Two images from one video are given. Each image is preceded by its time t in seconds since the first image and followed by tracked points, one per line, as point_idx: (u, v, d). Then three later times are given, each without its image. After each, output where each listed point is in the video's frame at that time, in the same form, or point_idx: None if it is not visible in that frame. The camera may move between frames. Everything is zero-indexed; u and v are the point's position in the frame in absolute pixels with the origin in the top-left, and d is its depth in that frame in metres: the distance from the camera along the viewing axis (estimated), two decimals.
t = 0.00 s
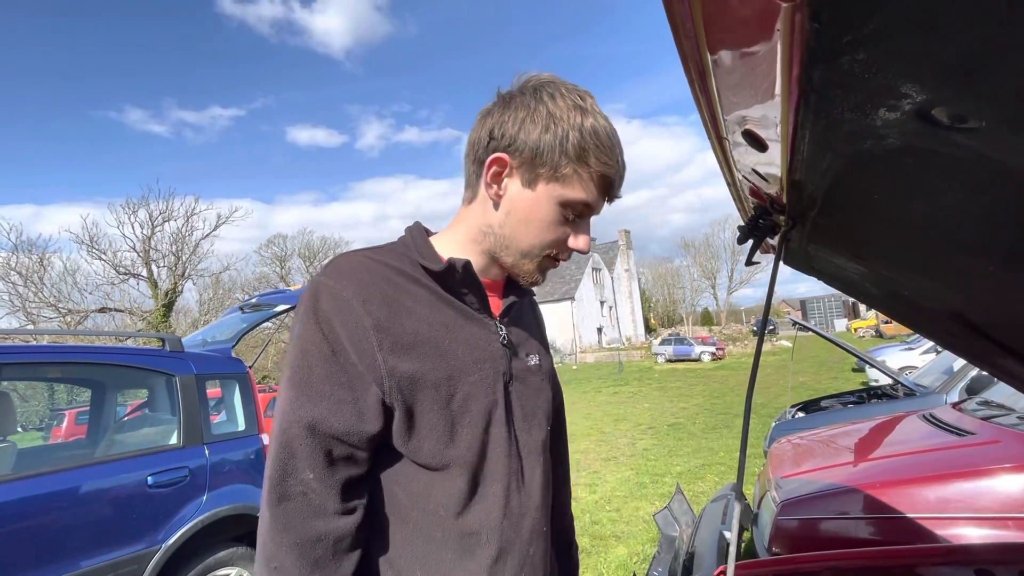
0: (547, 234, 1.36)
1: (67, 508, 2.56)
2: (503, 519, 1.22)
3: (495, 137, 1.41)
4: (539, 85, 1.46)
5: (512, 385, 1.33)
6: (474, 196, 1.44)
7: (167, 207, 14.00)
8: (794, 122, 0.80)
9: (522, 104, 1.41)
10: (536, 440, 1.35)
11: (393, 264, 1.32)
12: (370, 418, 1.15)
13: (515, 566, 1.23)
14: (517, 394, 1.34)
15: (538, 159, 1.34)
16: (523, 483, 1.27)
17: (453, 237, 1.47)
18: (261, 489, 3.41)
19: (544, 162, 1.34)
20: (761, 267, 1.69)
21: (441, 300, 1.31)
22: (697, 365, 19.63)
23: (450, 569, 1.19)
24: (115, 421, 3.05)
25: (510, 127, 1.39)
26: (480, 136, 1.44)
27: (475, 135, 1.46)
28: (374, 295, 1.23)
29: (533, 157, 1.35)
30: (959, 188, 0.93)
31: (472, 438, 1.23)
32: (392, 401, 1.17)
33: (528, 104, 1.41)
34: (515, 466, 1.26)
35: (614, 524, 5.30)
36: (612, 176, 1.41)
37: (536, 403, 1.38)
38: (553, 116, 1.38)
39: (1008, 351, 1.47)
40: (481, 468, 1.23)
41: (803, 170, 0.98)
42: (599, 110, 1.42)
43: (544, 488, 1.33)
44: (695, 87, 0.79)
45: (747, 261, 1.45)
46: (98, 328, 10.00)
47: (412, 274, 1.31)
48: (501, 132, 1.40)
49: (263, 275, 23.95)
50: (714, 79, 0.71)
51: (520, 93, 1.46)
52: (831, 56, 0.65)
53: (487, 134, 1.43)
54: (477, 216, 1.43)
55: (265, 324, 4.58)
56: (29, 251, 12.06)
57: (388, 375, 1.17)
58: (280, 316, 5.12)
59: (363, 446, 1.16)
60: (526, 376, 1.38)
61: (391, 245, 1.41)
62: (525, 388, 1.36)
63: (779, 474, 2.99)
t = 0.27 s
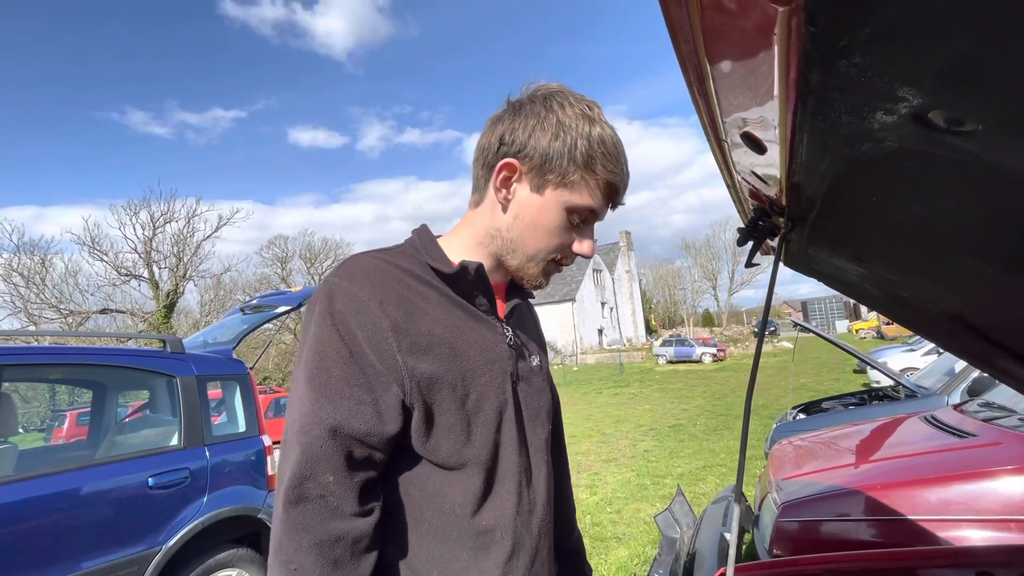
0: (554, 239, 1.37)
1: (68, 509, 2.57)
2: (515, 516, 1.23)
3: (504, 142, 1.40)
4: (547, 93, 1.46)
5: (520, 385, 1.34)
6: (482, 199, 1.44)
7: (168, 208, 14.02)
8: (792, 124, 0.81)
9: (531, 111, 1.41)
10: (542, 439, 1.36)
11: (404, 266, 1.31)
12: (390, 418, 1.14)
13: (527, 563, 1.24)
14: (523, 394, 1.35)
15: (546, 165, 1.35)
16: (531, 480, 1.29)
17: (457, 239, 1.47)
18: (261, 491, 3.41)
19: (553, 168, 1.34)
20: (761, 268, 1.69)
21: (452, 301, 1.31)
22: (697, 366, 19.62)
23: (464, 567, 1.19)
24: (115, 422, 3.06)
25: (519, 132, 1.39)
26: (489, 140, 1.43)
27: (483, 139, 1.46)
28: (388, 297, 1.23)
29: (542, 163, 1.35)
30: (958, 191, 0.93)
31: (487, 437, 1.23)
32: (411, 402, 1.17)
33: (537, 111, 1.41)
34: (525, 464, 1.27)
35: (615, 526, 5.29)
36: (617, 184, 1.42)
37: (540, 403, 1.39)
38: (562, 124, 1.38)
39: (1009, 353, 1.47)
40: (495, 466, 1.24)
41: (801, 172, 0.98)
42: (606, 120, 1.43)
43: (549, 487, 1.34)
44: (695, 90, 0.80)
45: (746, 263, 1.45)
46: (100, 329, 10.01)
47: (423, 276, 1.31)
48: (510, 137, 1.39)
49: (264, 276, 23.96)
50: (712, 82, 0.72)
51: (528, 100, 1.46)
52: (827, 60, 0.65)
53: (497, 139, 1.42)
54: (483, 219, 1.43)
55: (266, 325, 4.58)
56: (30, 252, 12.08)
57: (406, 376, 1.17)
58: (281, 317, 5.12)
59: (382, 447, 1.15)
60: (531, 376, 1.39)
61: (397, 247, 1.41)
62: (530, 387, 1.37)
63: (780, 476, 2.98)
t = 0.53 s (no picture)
0: (547, 246, 1.37)
1: (69, 510, 2.57)
2: (507, 518, 1.22)
3: (501, 148, 1.40)
4: (546, 101, 1.46)
5: (515, 387, 1.33)
6: (479, 204, 1.44)
7: (170, 210, 14.03)
8: (793, 128, 0.81)
9: (529, 119, 1.41)
10: (540, 440, 1.35)
11: (398, 270, 1.32)
12: (378, 418, 1.14)
13: (521, 564, 1.23)
14: (519, 395, 1.34)
15: (542, 172, 1.35)
16: (526, 483, 1.27)
17: (454, 243, 1.47)
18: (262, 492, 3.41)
19: (547, 176, 1.34)
20: (762, 270, 1.69)
21: (445, 303, 1.31)
22: (699, 367, 19.60)
23: (456, 567, 1.19)
24: (117, 422, 3.06)
25: (516, 139, 1.39)
26: (487, 146, 1.44)
27: (481, 145, 1.46)
28: (379, 300, 1.24)
29: (537, 170, 1.35)
30: (958, 195, 0.93)
31: (477, 437, 1.23)
32: (399, 402, 1.17)
33: (535, 118, 1.41)
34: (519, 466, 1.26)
35: (616, 528, 5.28)
36: (611, 194, 1.42)
37: (539, 404, 1.38)
38: (559, 132, 1.38)
39: (1010, 356, 1.46)
40: (486, 467, 1.23)
41: (802, 175, 0.98)
42: (604, 131, 1.42)
43: (548, 489, 1.33)
44: (694, 94, 0.80)
45: (747, 265, 1.45)
46: (102, 330, 10.02)
47: (416, 279, 1.31)
48: (507, 143, 1.39)
49: (265, 277, 23.98)
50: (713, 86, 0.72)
51: (527, 107, 1.46)
52: (827, 65, 0.65)
53: (495, 145, 1.42)
54: (479, 223, 1.43)
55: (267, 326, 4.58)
56: (32, 253, 12.10)
57: (394, 376, 1.17)
58: (282, 319, 5.12)
59: (371, 445, 1.15)
60: (528, 378, 1.38)
61: (394, 252, 1.41)
62: (528, 389, 1.36)
63: (782, 478, 2.98)
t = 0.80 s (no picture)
0: (541, 246, 1.37)
1: (70, 511, 2.57)
2: (504, 520, 1.21)
3: (492, 150, 1.41)
4: (536, 100, 1.46)
5: (513, 389, 1.33)
6: (473, 207, 1.45)
7: (172, 211, 14.04)
8: (794, 132, 0.81)
9: (519, 119, 1.42)
10: (539, 442, 1.34)
11: (394, 274, 1.32)
12: (371, 422, 1.14)
13: (519, 566, 1.23)
14: (518, 398, 1.33)
15: (532, 172, 1.35)
16: (524, 485, 1.27)
17: (450, 246, 1.47)
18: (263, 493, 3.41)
19: (539, 175, 1.34)
20: (764, 271, 1.69)
21: (441, 307, 1.31)
22: (700, 368, 19.59)
23: (454, 569, 1.19)
24: (118, 423, 3.08)
25: (506, 140, 1.39)
26: (478, 148, 1.44)
27: (472, 147, 1.46)
28: (374, 305, 1.24)
29: (528, 170, 1.35)
30: (957, 198, 0.93)
31: (473, 441, 1.22)
32: (392, 406, 1.17)
33: (525, 118, 1.42)
34: (517, 468, 1.25)
35: (618, 530, 5.28)
36: (605, 191, 1.41)
37: (537, 406, 1.37)
38: (549, 131, 1.38)
39: (1013, 358, 1.46)
40: (483, 470, 1.23)
41: (803, 178, 0.98)
42: (594, 128, 1.42)
43: (548, 491, 1.33)
44: (696, 97, 0.80)
45: (749, 267, 1.45)
46: (105, 331, 9.99)
47: (411, 283, 1.32)
48: (497, 145, 1.40)
49: (267, 278, 23.98)
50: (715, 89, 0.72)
51: (517, 108, 1.46)
52: (829, 68, 0.65)
53: (486, 147, 1.42)
54: (473, 226, 1.43)
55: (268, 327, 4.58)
56: (34, 254, 12.11)
57: (387, 381, 1.17)
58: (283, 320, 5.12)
59: (366, 450, 1.15)
60: (527, 380, 1.37)
61: (391, 256, 1.42)
62: (526, 391, 1.36)
63: (783, 479, 2.97)
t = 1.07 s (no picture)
0: (547, 252, 1.37)
1: (73, 513, 2.58)
2: (509, 526, 1.22)
3: (498, 156, 1.41)
4: (541, 107, 1.47)
5: (516, 393, 1.33)
6: (477, 212, 1.45)
7: (173, 211, 14.06)
8: (798, 140, 0.81)
9: (525, 126, 1.42)
10: (542, 446, 1.34)
11: (399, 278, 1.32)
12: (378, 428, 1.15)
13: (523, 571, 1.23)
14: (521, 402, 1.34)
15: (539, 179, 1.35)
16: (528, 490, 1.27)
17: (453, 251, 1.47)
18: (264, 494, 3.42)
19: (546, 183, 1.35)
20: (766, 273, 1.69)
21: (445, 311, 1.32)
22: (701, 369, 19.58)
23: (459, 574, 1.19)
24: (120, 424, 3.08)
25: (513, 147, 1.39)
26: (484, 154, 1.44)
27: (478, 154, 1.47)
28: (380, 309, 1.24)
29: (535, 177, 1.35)
30: (960, 206, 0.93)
31: (478, 446, 1.23)
32: (399, 411, 1.17)
33: (531, 125, 1.42)
34: (521, 473, 1.26)
35: (618, 531, 5.28)
36: (610, 197, 1.42)
37: (540, 410, 1.38)
38: (555, 138, 1.39)
39: (1015, 362, 1.46)
40: (487, 475, 1.23)
41: (806, 185, 0.99)
42: (599, 134, 1.43)
43: (550, 496, 1.33)
44: (700, 104, 0.80)
45: (751, 271, 1.46)
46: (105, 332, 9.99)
47: (416, 287, 1.32)
48: (504, 152, 1.40)
49: (268, 279, 23.99)
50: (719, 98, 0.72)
51: (522, 115, 1.47)
52: (833, 81, 0.66)
53: (492, 153, 1.42)
54: (478, 231, 1.43)
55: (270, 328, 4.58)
56: (36, 255, 12.13)
57: (394, 386, 1.17)
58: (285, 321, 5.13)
59: (373, 456, 1.16)
60: (529, 384, 1.38)
61: (394, 260, 1.42)
62: (529, 395, 1.36)
63: (785, 481, 2.97)
